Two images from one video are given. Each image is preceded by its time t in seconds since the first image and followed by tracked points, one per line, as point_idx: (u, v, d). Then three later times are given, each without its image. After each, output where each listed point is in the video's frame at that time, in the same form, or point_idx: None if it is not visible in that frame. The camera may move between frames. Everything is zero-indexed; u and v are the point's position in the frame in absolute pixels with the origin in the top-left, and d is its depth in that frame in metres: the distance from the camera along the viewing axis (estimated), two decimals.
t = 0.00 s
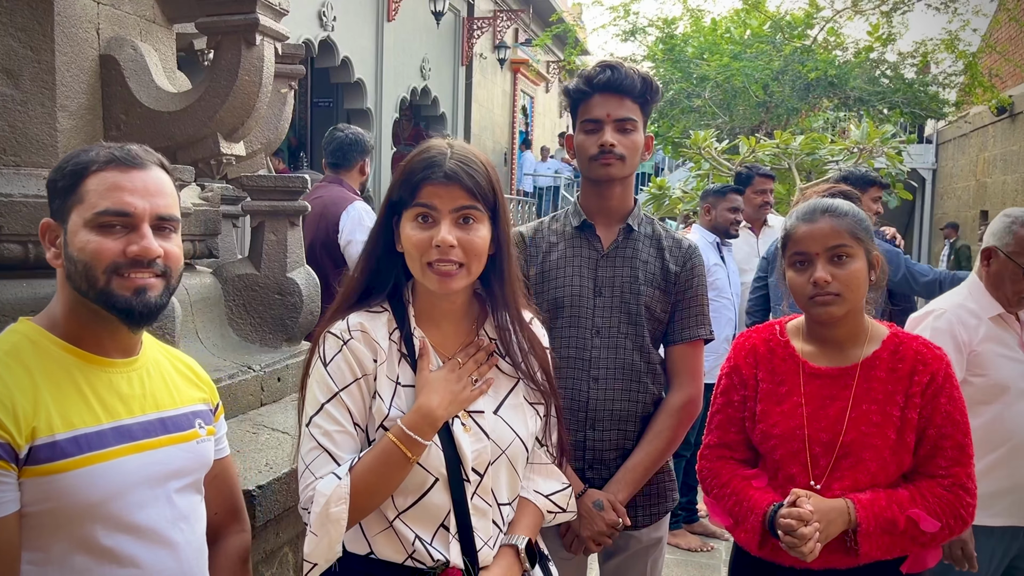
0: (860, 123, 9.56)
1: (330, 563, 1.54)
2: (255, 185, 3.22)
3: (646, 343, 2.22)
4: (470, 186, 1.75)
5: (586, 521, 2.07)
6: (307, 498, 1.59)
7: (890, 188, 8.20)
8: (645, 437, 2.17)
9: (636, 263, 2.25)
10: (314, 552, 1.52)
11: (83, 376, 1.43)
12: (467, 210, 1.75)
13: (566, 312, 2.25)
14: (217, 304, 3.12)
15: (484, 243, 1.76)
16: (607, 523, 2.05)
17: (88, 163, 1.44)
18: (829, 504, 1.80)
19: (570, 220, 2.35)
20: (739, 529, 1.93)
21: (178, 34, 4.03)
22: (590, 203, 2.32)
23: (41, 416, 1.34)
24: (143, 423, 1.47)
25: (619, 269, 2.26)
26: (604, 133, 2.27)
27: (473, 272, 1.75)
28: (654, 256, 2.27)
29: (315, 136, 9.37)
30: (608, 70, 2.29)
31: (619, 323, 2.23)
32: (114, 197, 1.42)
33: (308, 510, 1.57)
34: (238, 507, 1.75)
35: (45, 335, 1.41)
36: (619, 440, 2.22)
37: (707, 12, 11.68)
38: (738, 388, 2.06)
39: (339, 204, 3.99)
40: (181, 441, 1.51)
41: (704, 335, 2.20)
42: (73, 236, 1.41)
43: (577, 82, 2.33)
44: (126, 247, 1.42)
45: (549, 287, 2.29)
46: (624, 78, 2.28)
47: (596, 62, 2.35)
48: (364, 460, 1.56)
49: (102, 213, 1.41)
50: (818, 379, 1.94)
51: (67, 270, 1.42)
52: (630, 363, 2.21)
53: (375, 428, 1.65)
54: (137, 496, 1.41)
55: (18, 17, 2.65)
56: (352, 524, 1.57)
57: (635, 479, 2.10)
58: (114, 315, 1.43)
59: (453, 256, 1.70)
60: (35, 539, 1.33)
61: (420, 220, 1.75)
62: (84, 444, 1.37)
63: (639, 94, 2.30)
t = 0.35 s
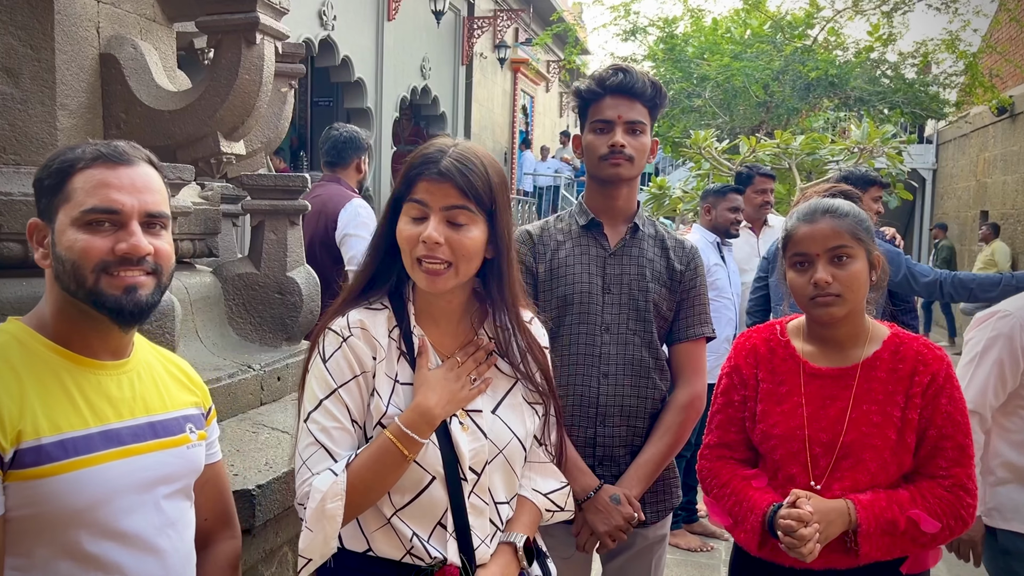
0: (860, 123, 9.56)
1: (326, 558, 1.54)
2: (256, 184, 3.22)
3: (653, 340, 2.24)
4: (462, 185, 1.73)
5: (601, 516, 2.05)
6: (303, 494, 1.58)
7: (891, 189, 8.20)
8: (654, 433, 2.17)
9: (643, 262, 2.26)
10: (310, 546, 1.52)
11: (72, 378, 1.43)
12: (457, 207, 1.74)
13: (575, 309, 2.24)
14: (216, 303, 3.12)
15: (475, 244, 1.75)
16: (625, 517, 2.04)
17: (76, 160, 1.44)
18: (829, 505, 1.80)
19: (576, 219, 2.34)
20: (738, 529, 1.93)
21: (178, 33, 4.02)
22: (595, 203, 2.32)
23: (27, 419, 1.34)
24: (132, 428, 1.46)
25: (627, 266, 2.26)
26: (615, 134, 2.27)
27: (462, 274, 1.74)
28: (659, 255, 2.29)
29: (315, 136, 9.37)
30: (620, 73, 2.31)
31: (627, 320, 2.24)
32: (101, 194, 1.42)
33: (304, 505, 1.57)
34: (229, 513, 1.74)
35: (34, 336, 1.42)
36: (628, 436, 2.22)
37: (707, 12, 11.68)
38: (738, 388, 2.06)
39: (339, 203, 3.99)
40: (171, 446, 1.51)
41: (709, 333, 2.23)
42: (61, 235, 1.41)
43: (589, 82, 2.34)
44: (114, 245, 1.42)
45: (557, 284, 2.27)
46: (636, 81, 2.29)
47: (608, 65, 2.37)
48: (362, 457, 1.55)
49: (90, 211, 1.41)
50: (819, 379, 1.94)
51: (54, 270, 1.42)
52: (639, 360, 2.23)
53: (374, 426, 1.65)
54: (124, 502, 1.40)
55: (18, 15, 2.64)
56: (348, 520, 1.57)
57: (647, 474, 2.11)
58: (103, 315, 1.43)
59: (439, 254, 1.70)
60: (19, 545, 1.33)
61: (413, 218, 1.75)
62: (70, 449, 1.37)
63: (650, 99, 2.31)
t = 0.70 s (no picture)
0: (861, 122, 9.55)
1: (324, 556, 1.55)
2: (260, 183, 3.22)
3: (659, 338, 2.25)
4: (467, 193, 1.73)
5: (617, 515, 2.04)
6: (302, 495, 1.59)
7: (892, 188, 8.20)
8: (661, 431, 2.18)
9: (647, 260, 2.26)
10: (308, 545, 1.53)
11: (63, 381, 1.42)
12: (465, 216, 1.73)
13: (582, 308, 2.23)
14: (216, 302, 3.12)
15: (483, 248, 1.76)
16: (639, 514, 2.04)
17: (64, 159, 1.43)
18: (835, 507, 1.80)
19: (579, 218, 2.33)
20: (739, 529, 1.93)
21: (179, 31, 4.03)
22: (598, 202, 2.32)
23: (18, 424, 1.33)
24: (126, 430, 1.46)
25: (632, 265, 2.26)
26: (623, 135, 2.27)
27: (472, 276, 1.74)
28: (661, 253, 2.30)
29: (317, 135, 9.37)
30: (630, 73, 2.31)
31: (633, 319, 2.23)
32: (92, 195, 1.42)
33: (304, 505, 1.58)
34: (224, 512, 1.74)
35: (23, 339, 1.41)
36: (637, 434, 2.23)
37: (709, 11, 11.68)
38: (739, 387, 2.06)
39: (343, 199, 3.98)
40: (165, 447, 1.51)
41: (710, 330, 2.25)
42: (51, 237, 1.41)
43: (599, 81, 2.33)
44: (107, 247, 1.42)
45: (563, 283, 2.26)
46: (644, 82, 2.30)
47: (616, 64, 2.37)
48: (360, 457, 1.55)
49: (81, 212, 1.41)
50: (821, 379, 1.94)
51: (43, 271, 1.41)
52: (646, 358, 2.23)
53: (372, 426, 1.65)
54: (118, 506, 1.40)
55: (19, 13, 2.64)
56: (347, 519, 1.57)
57: (656, 471, 2.13)
58: (96, 316, 1.43)
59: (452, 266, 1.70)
60: (11, 552, 1.32)
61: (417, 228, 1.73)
62: (63, 453, 1.36)
63: (656, 100, 2.32)
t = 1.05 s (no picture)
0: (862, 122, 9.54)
1: (335, 565, 1.54)
2: (260, 182, 3.21)
3: (660, 338, 2.24)
4: (460, 196, 1.73)
5: (616, 516, 2.07)
6: (309, 505, 1.58)
7: (894, 188, 8.19)
8: (662, 431, 2.18)
9: (648, 259, 2.26)
10: (319, 556, 1.52)
11: (61, 383, 1.42)
12: (458, 220, 1.74)
13: (582, 308, 2.23)
14: (217, 301, 3.12)
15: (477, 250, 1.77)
16: (639, 515, 2.07)
17: (58, 157, 1.43)
18: (841, 507, 1.80)
19: (579, 216, 2.33)
20: (741, 530, 1.92)
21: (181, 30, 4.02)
22: (598, 199, 2.32)
23: (16, 429, 1.33)
24: (126, 431, 1.46)
25: (633, 264, 2.25)
26: (617, 127, 2.27)
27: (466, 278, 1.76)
28: (663, 252, 2.29)
29: (318, 133, 9.36)
30: (618, 69, 2.31)
31: (634, 318, 2.23)
32: (90, 194, 1.41)
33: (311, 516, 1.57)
34: (227, 508, 1.74)
35: (20, 342, 1.41)
36: (637, 434, 2.23)
37: (710, 10, 11.67)
38: (739, 386, 2.05)
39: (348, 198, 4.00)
40: (166, 447, 1.51)
41: (711, 329, 2.25)
42: (49, 238, 1.40)
43: (589, 78, 2.34)
44: (108, 248, 1.42)
45: (563, 282, 2.26)
46: (633, 77, 2.30)
47: (605, 62, 2.37)
48: (364, 466, 1.55)
49: (79, 212, 1.41)
50: (823, 378, 1.94)
51: (41, 272, 1.41)
52: (646, 358, 2.22)
53: (374, 432, 1.65)
54: (121, 509, 1.40)
55: (20, 12, 2.64)
56: (356, 525, 1.57)
57: (657, 472, 2.13)
58: (99, 318, 1.43)
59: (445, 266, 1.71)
60: (14, 557, 1.32)
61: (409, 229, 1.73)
62: (63, 457, 1.36)
63: (648, 93, 2.32)
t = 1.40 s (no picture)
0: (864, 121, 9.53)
1: (337, 562, 1.53)
2: (261, 181, 3.21)
3: (656, 337, 2.23)
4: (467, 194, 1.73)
5: (596, 513, 2.08)
6: (311, 500, 1.57)
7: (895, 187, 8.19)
8: (655, 431, 2.17)
9: (647, 257, 2.25)
10: (320, 551, 1.51)
11: (58, 385, 1.42)
12: (467, 220, 1.74)
13: (576, 305, 2.25)
14: (218, 300, 3.12)
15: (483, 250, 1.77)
16: (619, 514, 2.06)
17: (58, 154, 1.42)
18: (843, 506, 1.80)
19: (580, 216, 2.34)
20: (741, 529, 1.92)
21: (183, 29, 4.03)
22: (599, 199, 2.32)
23: (12, 431, 1.33)
24: (123, 433, 1.46)
25: (631, 262, 2.25)
26: (613, 125, 2.27)
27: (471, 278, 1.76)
28: (664, 250, 2.27)
29: (320, 132, 9.36)
30: (614, 67, 2.31)
31: (628, 317, 2.23)
32: (90, 192, 1.41)
33: (314, 510, 1.56)
34: (222, 515, 1.74)
35: (16, 343, 1.41)
36: (629, 433, 2.22)
37: (711, 9, 11.66)
38: (739, 385, 2.04)
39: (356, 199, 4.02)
40: (162, 450, 1.51)
41: (715, 330, 2.21)
42: (48, 236, 1.40)
43: (586, 78, 2.35)
44: (109, 246, 1.42)
45: (559, 280, 2.29)
46: (631, 73, 2.30)
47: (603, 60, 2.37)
48: (368, 458, 1.55)
49: (80, 209, 1.40)
50: (823, 377, 1.93)
51: (38, 271, 1.41)
52: (639, 356, 2.22)
53: (378, 427, 1.64)
54: (118, 512, 1.40)
55: (22, 10, 2.64)
56: (358, 521, 1.56)
57: (646, 473, 2.11)
58: (98, 318, 1.43)
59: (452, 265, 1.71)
60: (9, 561, 1.32)
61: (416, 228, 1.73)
62: (60, 459, 1.36)
63: (645, 89, 2.31)
